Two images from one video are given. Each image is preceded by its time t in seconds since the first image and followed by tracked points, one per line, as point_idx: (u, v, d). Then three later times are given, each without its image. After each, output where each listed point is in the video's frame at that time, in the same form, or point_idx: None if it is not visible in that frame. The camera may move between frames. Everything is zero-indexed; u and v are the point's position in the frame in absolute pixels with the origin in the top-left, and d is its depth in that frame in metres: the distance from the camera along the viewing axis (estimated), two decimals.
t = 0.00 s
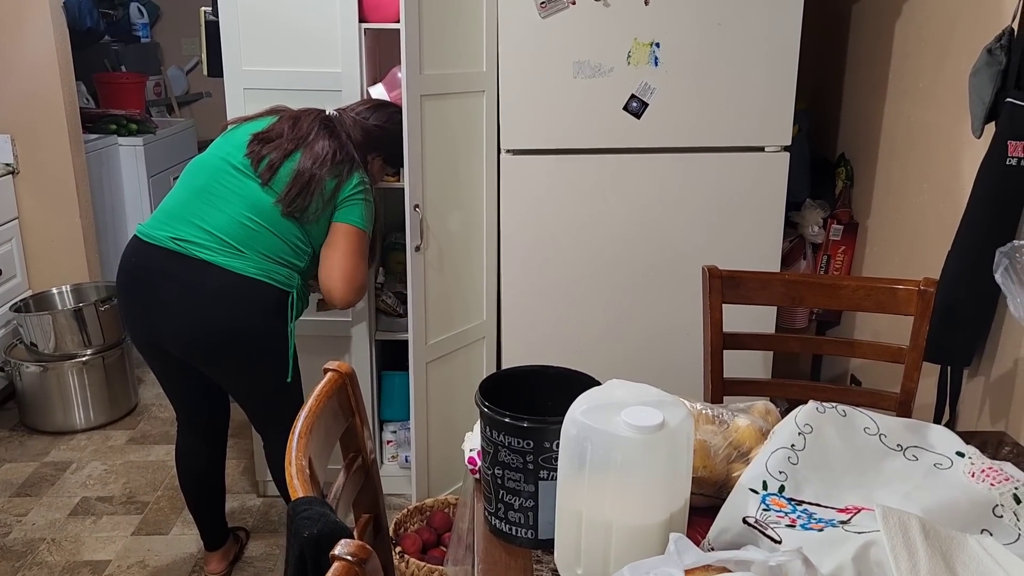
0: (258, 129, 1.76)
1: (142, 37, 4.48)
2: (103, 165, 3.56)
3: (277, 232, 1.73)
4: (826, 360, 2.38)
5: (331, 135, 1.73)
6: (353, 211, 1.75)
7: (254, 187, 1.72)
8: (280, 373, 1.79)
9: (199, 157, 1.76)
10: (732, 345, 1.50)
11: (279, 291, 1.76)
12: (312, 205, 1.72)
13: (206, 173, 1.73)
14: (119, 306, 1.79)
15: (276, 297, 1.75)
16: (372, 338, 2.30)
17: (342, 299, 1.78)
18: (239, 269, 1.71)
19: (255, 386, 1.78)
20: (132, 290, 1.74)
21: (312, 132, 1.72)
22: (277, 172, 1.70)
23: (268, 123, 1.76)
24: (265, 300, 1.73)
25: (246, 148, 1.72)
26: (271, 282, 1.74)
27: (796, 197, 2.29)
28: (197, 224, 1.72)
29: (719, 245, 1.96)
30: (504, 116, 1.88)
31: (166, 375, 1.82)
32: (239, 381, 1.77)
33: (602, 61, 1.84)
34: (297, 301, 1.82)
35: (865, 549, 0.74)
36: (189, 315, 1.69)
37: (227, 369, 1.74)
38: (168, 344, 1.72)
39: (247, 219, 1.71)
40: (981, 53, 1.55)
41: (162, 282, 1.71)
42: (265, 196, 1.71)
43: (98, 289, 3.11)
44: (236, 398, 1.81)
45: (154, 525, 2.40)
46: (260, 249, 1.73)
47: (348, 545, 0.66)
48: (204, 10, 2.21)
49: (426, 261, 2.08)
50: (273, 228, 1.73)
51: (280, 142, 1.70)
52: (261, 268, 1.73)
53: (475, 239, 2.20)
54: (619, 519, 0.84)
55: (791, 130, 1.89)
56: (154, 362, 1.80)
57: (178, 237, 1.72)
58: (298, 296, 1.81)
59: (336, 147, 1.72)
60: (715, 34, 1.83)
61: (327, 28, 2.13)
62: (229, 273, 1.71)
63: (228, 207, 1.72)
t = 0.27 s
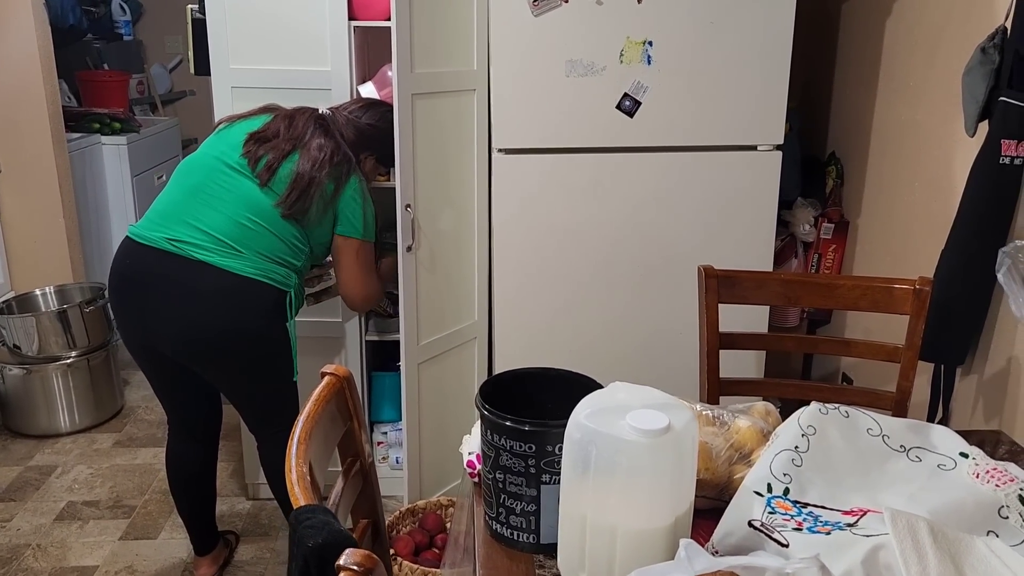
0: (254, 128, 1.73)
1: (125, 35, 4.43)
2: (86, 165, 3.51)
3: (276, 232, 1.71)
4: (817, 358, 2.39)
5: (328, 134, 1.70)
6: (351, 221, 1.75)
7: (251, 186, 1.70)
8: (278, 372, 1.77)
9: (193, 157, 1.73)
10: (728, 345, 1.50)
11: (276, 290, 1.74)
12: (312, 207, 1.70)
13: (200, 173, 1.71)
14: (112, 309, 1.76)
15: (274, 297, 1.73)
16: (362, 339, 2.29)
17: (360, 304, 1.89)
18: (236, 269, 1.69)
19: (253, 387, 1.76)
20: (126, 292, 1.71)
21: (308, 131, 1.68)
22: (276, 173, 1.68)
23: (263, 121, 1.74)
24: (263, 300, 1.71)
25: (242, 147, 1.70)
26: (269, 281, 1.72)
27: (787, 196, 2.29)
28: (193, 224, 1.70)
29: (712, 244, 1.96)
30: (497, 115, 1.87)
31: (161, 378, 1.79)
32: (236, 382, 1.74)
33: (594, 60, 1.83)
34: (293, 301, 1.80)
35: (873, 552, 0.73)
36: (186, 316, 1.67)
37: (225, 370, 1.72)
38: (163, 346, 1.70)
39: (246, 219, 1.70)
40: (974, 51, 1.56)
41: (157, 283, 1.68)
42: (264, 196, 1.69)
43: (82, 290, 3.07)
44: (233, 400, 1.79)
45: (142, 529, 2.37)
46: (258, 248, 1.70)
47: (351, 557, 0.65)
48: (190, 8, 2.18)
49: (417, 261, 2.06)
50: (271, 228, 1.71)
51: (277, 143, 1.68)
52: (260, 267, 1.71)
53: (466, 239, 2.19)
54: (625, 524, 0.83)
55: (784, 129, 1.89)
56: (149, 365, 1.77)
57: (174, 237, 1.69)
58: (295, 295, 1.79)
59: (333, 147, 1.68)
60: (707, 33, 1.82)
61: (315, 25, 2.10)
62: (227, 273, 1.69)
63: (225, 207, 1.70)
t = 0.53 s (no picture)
0: (247, 130, 1.72)
1: (105, 34, 4.37)
2: (67, 165, 3.46)
3: (271, 236, 1.70)
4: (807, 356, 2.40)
5: (323, 138, 1.70)
6: (347, 223, 1.78)
7: (246, 189, 1.68)
8: (271, 375, 1.75)
9: (184, 158, 1.71)
10: (724, 347, 1.50)
11: (270, 292, 1.72)
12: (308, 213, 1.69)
13: (192, 175, 1.69)
14: (101, 313, 1.73)
15: (269, 299, 1.72)
16: (352, 341, 2.27)
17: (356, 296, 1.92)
18: (231, 272, 1.67)
19: (246, 390, 1.74)
20: (116, 296, 1.68)
21: (303, 135, 1.68)
22: (271, 176, 1.67)
23: (257, 124, 1.72)
24: (257, 302, 1.69)
25: (236, 150, 1.68)
26: (263, 284, 1.71)
27: (777, 196, 2.29)
28: (185, 227, 1.67)
29: (705, 243, 1.96)
30: (489, 115, 1.86)
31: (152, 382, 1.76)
32: (230, 385, 1.72)
33: (586, 59, 1.82)
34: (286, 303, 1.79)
35: (884, 558, 0.73)
36: (179, 319, 1.65)
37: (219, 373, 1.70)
38: (155, 350, 1.68)
39: (241, 221, 1.68)
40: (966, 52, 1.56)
41: (149, 286, 1.66)
42: (259, 200, 1.68)
43: (65, 293, 3.02)
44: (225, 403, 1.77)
45: (129, 535, 2.34)
46: (253, 251, 1.69)
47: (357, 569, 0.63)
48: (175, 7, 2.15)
49: (408, 262, 2.05)
50: (267, 231, 1.70)
51: (272, 146, 1.66)
52: (255, 270, 1.69)
53: (457, 239, 2.19)
54: (633, 530, 0.82)
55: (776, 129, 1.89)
56: (140, 369, 1.75)
57: (166, 240, 1.67)
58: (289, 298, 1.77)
59: (329, 152, 1.67)
60: (700, 33, 1.82)
61: (303, 25, 2.08)
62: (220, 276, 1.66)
63: (218, 209, 1.68)
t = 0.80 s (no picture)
0: (236, 126, 1.69)
1: (86, 28, 4.31)
2: (49, 162, 3.41)
3: (261, 233, 1.68)
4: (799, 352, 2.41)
5: (313, 134, 1.68)
6: (336, 223, 1.75)
7: (234, 186, 1.66)
8: (265, 374, 1.74)
9: (172, 155, 1.68)
10: (722, 343, 1.49)
11: (262, 291, 1.70)
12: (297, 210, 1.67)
13: (180, 171, 1.66)
14: (91, 313, 1.71)
15: (261, 298, 1.69)
16: (344, 339, 2.25)
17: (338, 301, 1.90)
18: (221, 270, 1.65)
19: (240, 390, 1.72)
20: (106, 295, 1.66)
21: (293, 131, 1.66)
22: (260, 173, 1.65)
23: (246, 119, 1.70)
24: (249, 301, 1.67)
25: (225, 146, 1.65)
26: (254, 282, 1.68)
27: (770, 192, 2.30)
28: (175, 225, 1.65)
29: (700, 239, 1.96)
30: (483, 111, 1.84)
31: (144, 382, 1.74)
32: (224, 385, 1.71)
33: (581, 55, 1.81)
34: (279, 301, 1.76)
35: (899, 557, 0.73)
36: (170, 319, 1.63)
37: (211, 374, 1.68)
38: (146, 350, 1.66)
39: (231, 219, 1.66)
40: (962, 48, 1.57)
41: (139, 286, 1.63)
42: (248, 197, 1.66)
43: (49, 292, 2.98)
44: (218, 403, 1.76)
45: (118, 537, 2.31)
46: (243, 249, 1.67)
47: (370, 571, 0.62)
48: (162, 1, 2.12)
49: (402, 259, 2.03)
50: (257, 229, 1.67)
51: (261, 142, 1.64)
52: (245, 268, 1.67)
53: (450, 236, 2.17)
54: (643, 531, 0.81)
55: (770, 125, 1.89)
56: (130, 369, 1.73)
57: (155, 239, 1.64)
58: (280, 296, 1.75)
59: (319, 149, 1.65)
60: (695, 28, 1.81)
61: (293, 19, 2.05)
62: (212, 275, 1.64)
63: (207, 206, 1.65)
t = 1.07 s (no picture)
0: (228, 120, 1.68)
1: (66, 20, 4.25)
2: (30, 156, 3.36)
3: (256, 229, 1.68)
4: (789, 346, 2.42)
5: (308, 131, 1.67)
6: (331, 215, 1.79)
7: (229, 182, 1.65)
8: (258, 369, 1.74)
9: (162, 149, 1.67)
10: (718, 337, 1.50)
11: (256, 286, 1.70)
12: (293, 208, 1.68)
13: (172, 166, 1.65)
14: (80, 309, 1.69)
15: (255, 293, 1.70)
16: (335, 334, 2.23)
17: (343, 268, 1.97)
18: (216, 266, 1.65)
19: (233, 385, 1.73)
20: (97, 292, 1.64)
21: (288, 127, 1.65)
22: (257, 170, 1.64)
23: (238, 114, 1.69)
24: (242, 297, 1.67)
25: (219, 141, 1.64)
26: (249, 278, 1.69)
27: (761, 186, 2.30)
28: (167, 220, 1.64)
29: (693, 234, 1.95)
30: (476, 105, 1.83)
31: (134, 379, 1.73)
32: (217, 381, 1.71)
33: (574, 48, 1.80)
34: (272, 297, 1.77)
35: (907, 552, 0.73)
36: (163, 315, 1.62)
37: (205, 370, 1.68)
38: (137, 347, 1.64)
39: (225, 215, 1.65)
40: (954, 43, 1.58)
41: (131, 283, 1.62)
42: (243, 194, 1.65)
43: (32, 288, 2.94)
44: (211, 398, 1.76)
45: (106, 535, 2.28)
46: (238, 245, 1.67)
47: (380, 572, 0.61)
48: None
49: (393, 254, 2.02)
50: (252, 225, 1.67)
51: (256, 139, 1.63)
52: (240, 264, 1.67)
53: (441, 231, 2.16)
54: (648, 528, 0.81)
55: (763, 120, 1.89)
56: (120, 366, 1.71)
57: (147, 234, 1.63)
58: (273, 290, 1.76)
59: (315, 147, 1.66)
60: (689, 22, 1.81)
61: (282, 12, 2.03)
62: (205, 271, 1.64)
63: (202, 202, 1.64)
